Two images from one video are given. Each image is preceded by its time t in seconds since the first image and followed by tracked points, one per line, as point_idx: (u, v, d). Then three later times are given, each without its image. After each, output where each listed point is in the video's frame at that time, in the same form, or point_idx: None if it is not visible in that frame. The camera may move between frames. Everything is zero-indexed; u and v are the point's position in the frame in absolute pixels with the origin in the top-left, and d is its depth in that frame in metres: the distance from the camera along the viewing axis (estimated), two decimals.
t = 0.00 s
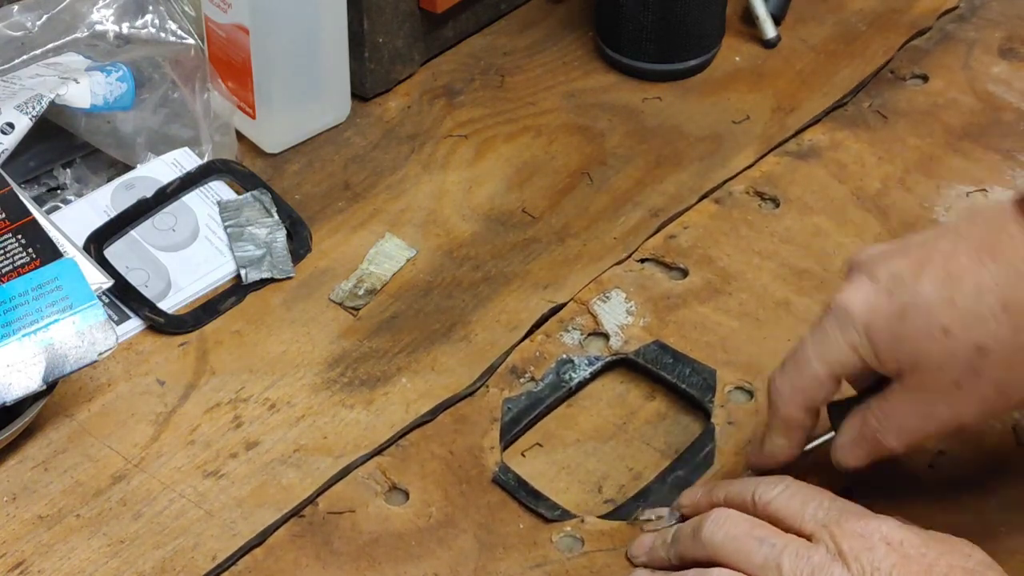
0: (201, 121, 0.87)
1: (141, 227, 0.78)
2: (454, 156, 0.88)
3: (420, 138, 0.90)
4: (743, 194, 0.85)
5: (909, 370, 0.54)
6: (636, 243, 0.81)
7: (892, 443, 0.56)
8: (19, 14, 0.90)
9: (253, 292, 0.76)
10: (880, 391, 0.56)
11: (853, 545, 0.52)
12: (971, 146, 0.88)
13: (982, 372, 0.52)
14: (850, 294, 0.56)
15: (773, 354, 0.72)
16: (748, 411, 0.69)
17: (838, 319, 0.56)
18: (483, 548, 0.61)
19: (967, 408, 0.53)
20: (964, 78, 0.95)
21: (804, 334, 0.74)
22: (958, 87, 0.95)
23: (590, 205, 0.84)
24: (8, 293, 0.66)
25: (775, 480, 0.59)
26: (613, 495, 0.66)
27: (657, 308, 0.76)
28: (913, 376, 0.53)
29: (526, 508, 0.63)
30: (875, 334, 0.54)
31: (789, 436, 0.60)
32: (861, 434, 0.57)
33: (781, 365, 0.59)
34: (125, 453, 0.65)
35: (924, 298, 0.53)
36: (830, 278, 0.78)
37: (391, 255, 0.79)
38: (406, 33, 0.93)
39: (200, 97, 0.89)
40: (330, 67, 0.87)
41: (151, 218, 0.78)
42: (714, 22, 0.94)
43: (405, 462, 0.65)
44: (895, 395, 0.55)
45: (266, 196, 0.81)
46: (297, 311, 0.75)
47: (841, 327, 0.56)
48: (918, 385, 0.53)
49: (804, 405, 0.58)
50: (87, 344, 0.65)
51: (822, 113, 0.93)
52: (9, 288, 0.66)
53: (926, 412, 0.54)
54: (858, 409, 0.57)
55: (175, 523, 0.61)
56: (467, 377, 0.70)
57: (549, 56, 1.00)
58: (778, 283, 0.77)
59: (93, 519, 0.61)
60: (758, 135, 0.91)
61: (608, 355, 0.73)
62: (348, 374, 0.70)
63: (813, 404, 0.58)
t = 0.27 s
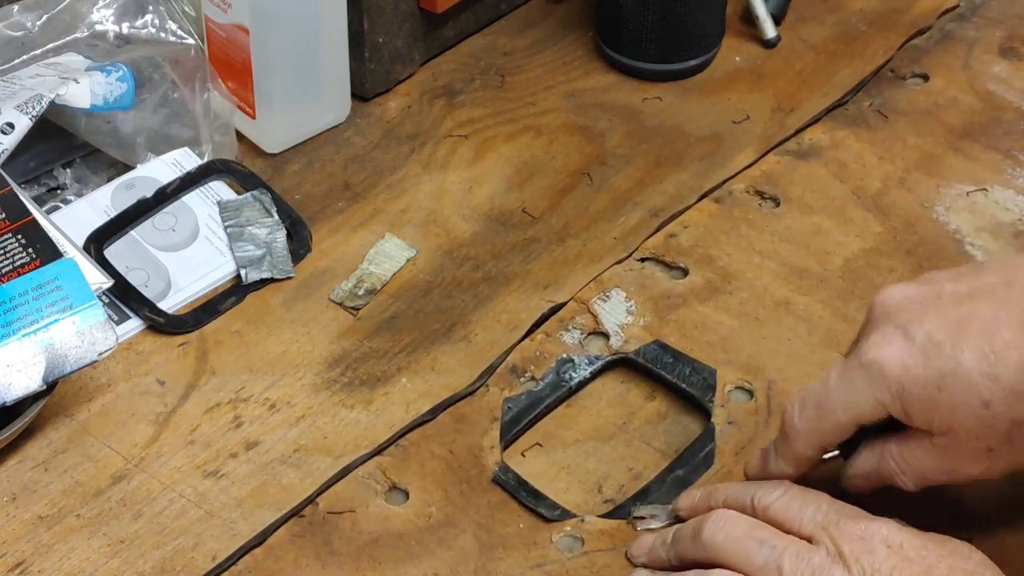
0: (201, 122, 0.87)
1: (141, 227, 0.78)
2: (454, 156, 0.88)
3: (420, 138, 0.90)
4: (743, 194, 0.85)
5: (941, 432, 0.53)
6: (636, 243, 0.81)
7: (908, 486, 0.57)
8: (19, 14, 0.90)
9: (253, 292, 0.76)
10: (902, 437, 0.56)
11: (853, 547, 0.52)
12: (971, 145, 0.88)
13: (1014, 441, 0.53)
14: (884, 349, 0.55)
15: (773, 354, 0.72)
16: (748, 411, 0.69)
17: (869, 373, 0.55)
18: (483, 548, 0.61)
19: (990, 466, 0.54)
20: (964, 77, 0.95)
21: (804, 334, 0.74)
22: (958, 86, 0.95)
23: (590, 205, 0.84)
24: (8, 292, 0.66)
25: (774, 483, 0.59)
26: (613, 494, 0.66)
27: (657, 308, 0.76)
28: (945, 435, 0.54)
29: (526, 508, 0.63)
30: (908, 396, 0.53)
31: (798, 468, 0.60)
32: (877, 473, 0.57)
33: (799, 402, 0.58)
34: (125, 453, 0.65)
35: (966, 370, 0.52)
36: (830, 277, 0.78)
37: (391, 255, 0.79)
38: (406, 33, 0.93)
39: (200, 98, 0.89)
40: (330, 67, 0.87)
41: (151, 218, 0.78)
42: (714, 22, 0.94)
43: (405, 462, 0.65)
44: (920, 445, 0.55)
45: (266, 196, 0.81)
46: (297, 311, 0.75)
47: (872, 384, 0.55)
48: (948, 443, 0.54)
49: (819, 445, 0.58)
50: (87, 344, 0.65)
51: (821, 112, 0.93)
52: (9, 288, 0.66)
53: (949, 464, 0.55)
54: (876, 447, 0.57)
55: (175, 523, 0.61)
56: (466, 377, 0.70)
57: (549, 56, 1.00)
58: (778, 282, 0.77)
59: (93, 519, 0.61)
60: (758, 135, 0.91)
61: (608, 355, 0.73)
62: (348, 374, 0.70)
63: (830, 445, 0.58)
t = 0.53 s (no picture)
0: (201, 122, 0.87)
1: (141, 227, 0.78)
2: (454, 156, 0.88)
3: (420, 138, 0.90)
4: (743, 193, 0.85)
5: (919, 369, 0.56)
6: (636, 243, 0.81)
7: (891, 452, 0.57)
8: (19, 14, 0.90)
9: (253, 292, 0.76)
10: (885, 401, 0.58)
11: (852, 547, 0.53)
12: (972, 144, 0.88)
13: (992, 375, 0.55)
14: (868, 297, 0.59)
15: (773, 354, 0.72)
16: (749, 411, 0.69)
17: (854, 319, 0.59)
18: (483, 548, 0.61)
19: (973, 414, 0.55)
20: (965, 76, 0.95)
21: (804, 333, 0.74)
22: (958, 85, 0.95)
23: (590, 204, 0.84)
24: (8, 292, 0.66)
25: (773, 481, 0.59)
26: (613, 495, 0.66)
27: (657, 307, 0.76)
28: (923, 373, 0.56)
29: (526, 508, 0.63)
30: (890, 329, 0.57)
31: (783, 437, 0.62)
32: (861, 440, 0.58)
33: (788, 366, 0.61)
34: (125, 453, 0.65)
35: (942, 298, 0.57)
36: (830, 277, 0.78)
37: (391, 255, 0.79)
38: (406, 33, 0.93)
39: (200, 98, 0.89)
40: (329, 67, 0.87)
41: (151, 218, 0.78)
42: (714, 22, 0.94)
43: (405, 462, 0.65)
44: (900, 398, 0.57)
45: (266, 196, 0.81)
46: (297, 311, 0.75)
47: (858, 327, 0.59)
48: (927, 385, 0.56)
49: (805, 404, 0.60)
50: (87, 344, 0.65)
51: (821, 112, 0.93)
52: (9, 288, 0.66)
53: (928, 412, 0.56)
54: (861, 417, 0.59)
55: (175, 523, 0.61)
56: (466, 376, 0.70)
57: (549, 56, 1.00)
58: (779, 282, 0.77)
59: (93, 519, 0.61)
60: (758, 134, 0.91)
61: (608, 355, 0.73)
62: (348, 374, 0.70)
63: (816, 406, 0.60)
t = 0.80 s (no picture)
0: (201, 122, 0.87)
1: (141, 227, 0.78)
2: (454, 156, 0.88)
3: (420, 138, 0.90)
4: (743, 193, 0.85)
5: (928, 390, 0.54)
6: (636, 243, 0.81)
7: (895, 455, 0.57)
8: (19, 14, 0.90)
9: (253, 292, 0.76)
10: (885, 403, 0.56)
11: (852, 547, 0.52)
12: (972, 144, 0.88)
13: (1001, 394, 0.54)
14: (867, 313, 0.55)
15: (773, 354, 0.72)
16: (749, 411, 0.69)
17: (852, 339, 0.55)
18: (483, 547, 0.61)
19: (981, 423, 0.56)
20: (965, 77, 0.95)
21: (804, 334, 0.74)
22: (959, 85, 0.95)
23: (590, 205, 0.84)
24: (8, 293, 0.66)
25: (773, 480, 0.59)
26: (613, 495, 0.66)
27: (657, 307, 0.76)
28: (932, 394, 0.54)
29: (526, 508, 0.63)
30: (892, 354, 0.54)
31: (783, 447, 0.60)
32: (864, 445, 0.57)
33: (781, 379, 0.58)
34: (126, 453, 0.65)
35: (950, 322, 0.53)
36: (830, 277, 0.78)
37: (391, 255, 0.79)
38: (406, 33, 0.93)
39: (200, 98, 0.89)
40: (329, 67, 0.87)
41: (151, 218, 0.78)
42: (714, 22, 0.94)
43: (405, 461, 0.65)
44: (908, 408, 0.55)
45: (266, 196, 0.81)
46: (297, 311, 0.75)
47: (857, 350, 0.55)
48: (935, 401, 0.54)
49: (801, 417, 0.58)
50: (87, 344, 0.65)
51: (822, 111, 0.93)
52: (9, 288, 0.66)
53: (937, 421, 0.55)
54: (859, 418, 0.57)
55: (175, 523, 0.61)
56: (466, 376, 0.71)
57: (549, 56, 1.00)
58: (778, 282, 0.77)
59: (94, 519, 0.61)
60: (758, 135, 0.91)
61: (608, 355, 0.73)
62: (348, 374, 0.70)
63: (813, 417, 0.58)
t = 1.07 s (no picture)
0: (201, 121, 0.87)
1: (140, 227, 0.78)
2: (455, 156, 0.88)
3: (420, 138, 0.90)
4: (743, 193, 0.85)
5: (913, 443, 0.57)
6: (636, 243, 0.81)
7: (856, 502, 0.59)
8: (19, 14, 0.89)
9: (253, 291, 0.76)
10: (862, 452, 0.59)
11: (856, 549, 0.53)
12: (972, 147, 0.88)
13: (983, 461, 0.57)
14: (872, 358, 0.59)
15: (774, 354, 0.72)
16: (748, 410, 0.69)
17: (852, 376, 0.58)
18: (483, 545, 0.61)
19: (954, 489, 0.58)
20: (965, 80, 0.95)
21: (804, 333, 0.74)
22: (959, 88, 0.94)
23: (590, 205, 0.84)
24: (8, 293, 0.66)
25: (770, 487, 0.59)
26: (613, 494, 0.65)
27: (657, 305, 0.76)
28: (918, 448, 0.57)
29: (526, 503, 0.63)
30: (887, 400, 0.57)
31: (749, 470, 0.60)
32: (834, 486, 0.60)
33: (767, 402, 0.60)
34: (125, 453, 0.65)
35: (949, 382, 0.57)
36: (831, 277, 0.78)
37: (391, 254, 0.79)
38: (406, 33, 0.93)
39: (200, 98, 0.89)
40: (330, 67, 0.87)
41: (151, 218, 0.78)
42: (714, 22, 0.94)
43: (405, 459, 0.65)
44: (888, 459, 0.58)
45: (266, 196, 0.81)
46: (297, 311, 0.75)
47: (855, 387, 0.58)
48: (919, 458, 0.57)
49: (781, 447, 0.59)
50: (87, 344, 0.65)
51: (822, 112, 0.93)
52: (9, 288, 0.66)
53: (910, 485, 0.58)
54: (834, 464, 0.60)
55: (175, 523, 0.61)
56: (466, 375, 0.70)
57: (549, 56, 1.00)
58: (779, 282, 0.77)
59: (93, 519, 0.61)
60: (758, 135, 0.91)
61: (608, 351, 0.73)
62: (348, 374, 0.70)
63: (790, 449, 0.59)
